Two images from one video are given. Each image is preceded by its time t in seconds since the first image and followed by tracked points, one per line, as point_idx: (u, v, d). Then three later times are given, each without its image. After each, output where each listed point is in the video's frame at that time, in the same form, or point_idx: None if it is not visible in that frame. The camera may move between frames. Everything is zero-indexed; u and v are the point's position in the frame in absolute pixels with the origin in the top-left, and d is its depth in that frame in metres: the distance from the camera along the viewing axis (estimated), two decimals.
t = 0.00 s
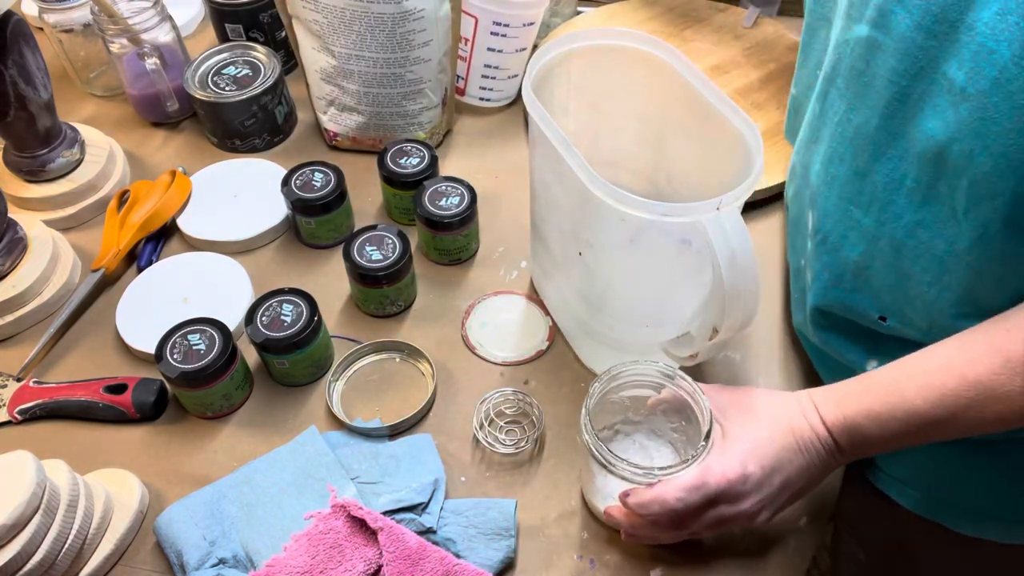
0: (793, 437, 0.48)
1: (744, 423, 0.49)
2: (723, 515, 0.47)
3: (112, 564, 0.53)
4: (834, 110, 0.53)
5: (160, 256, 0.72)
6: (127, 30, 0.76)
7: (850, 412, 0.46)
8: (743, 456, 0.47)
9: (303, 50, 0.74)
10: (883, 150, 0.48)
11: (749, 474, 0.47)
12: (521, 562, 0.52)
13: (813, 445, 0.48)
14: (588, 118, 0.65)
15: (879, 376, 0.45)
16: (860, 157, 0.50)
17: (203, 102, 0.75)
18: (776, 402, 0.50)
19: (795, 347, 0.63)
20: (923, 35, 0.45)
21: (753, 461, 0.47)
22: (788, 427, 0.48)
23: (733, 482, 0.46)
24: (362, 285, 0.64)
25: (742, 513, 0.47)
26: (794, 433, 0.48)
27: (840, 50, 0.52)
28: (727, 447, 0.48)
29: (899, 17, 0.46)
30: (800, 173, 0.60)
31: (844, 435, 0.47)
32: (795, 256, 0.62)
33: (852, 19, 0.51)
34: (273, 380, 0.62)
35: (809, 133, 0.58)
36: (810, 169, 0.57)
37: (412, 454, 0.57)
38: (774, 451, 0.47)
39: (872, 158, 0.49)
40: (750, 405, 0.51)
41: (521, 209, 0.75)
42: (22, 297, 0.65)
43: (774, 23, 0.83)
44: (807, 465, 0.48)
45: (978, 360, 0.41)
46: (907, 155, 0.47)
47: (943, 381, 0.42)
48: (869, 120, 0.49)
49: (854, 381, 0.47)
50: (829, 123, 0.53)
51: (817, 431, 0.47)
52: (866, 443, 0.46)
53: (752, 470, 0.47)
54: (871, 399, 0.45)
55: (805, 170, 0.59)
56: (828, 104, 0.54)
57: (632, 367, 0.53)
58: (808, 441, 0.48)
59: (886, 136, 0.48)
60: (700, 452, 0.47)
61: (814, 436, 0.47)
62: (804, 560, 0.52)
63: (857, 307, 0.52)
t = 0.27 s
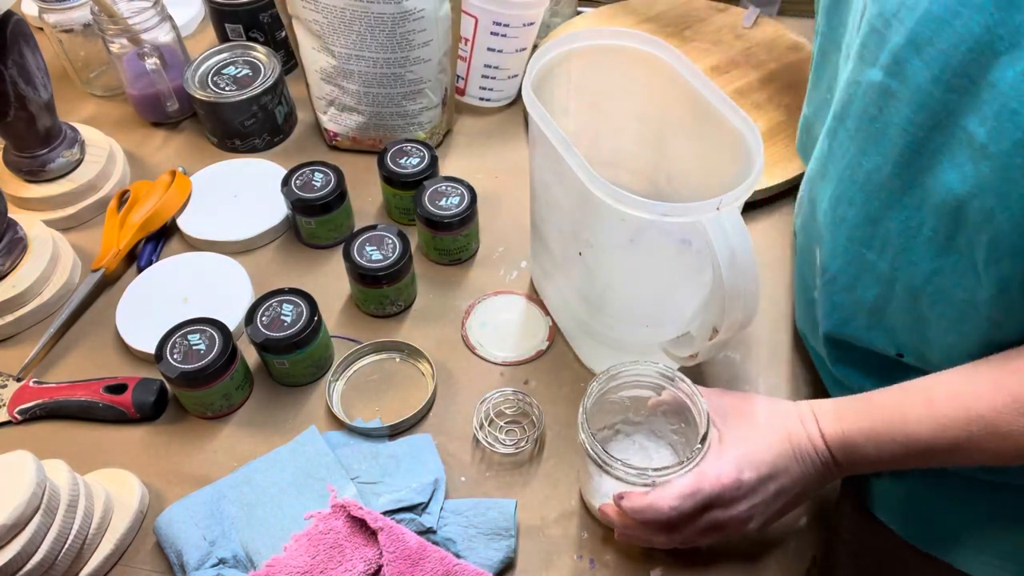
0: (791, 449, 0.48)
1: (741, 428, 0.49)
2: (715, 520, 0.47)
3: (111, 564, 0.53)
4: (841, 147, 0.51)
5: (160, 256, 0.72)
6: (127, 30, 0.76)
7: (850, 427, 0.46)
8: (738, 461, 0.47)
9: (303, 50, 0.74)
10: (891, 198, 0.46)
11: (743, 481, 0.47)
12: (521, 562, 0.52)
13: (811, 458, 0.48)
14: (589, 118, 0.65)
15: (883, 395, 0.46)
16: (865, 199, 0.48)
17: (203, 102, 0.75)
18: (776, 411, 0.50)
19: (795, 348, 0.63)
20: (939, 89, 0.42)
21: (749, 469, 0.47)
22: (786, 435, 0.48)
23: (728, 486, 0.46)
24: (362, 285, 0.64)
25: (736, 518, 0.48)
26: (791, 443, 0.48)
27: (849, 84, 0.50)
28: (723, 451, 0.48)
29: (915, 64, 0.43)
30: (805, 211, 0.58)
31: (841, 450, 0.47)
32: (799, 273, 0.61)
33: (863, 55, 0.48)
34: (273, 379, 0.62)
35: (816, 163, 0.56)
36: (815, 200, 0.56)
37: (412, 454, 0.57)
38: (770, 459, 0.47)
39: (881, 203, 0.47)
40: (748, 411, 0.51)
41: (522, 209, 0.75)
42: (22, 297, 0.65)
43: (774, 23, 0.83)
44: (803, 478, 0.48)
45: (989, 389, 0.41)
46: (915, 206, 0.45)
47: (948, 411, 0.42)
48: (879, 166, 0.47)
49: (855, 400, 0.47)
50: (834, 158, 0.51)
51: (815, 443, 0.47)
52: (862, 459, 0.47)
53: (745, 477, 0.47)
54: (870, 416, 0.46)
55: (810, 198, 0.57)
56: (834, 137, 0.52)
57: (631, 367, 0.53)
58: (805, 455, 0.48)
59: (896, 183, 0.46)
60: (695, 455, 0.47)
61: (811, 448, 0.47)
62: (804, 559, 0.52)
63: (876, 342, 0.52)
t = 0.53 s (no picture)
0: (775, 504, 0.47)
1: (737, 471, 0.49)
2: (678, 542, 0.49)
3: (111, 564, 0.53)
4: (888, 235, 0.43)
5: (160, 256, 0.72)
6: (127, 30, 0.76)
7: (843, 509, 0.45)
8: (716, 493, 0.48)
9: (303, 50, 0.74)
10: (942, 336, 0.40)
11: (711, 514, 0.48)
12: (521, 562, 0.52)
13: (795, 523, 0.47)
14: (589, 118, 0.65)
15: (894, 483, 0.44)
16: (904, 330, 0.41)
17: (203, 102, 0.75)
18: (781, 466, 0.50)
19: (795, 348, 0.63)
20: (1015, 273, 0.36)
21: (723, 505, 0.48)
22: (778, 492, 0.48)
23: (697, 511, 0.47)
24: (362, 285, 0.64)
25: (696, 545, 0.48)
26: (779, 503, 0.47)
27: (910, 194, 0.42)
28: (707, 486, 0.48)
29: (1007, 233, 0.36)
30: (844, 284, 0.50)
31: (829, 528, 0.45)
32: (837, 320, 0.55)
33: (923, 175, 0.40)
34: (273, 379, 0.62)
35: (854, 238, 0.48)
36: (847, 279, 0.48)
37: (412, 454, 0.57)
38: (750, 502, 0.48)
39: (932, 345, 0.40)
40: (750, 457, 0.50)
41: (522, 209, 0.75)
42: (22, 297, 0.65)
43: (774, 22, 0.83)
44: (783, 539, 0.47)
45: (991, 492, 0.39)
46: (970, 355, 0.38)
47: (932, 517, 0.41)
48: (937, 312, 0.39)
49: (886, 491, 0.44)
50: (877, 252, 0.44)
51: (805, 506, 0.47)
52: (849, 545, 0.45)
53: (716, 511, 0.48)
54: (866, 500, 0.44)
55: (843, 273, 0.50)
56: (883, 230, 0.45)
57: (630, 366, 0.53)
58: (791, 517, 0.47)
59: (965, 332, 0.39)
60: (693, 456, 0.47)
61: (798, 513, 0.47)
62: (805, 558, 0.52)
63: (920, 450, 0.45)
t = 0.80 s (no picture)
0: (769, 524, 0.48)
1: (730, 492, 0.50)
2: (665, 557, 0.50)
3: (111, 565, 0.53)
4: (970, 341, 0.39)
5: (160, 257, 0.72)
6: (127, 30, 0.76)
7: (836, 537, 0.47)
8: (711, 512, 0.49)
9: (303, 50, 0.74)
10: None
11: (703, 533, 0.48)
12: (521, 562, 0.53)
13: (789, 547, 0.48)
14: (588, 118, 0.65)
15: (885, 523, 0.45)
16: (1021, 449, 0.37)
17: (203, 102, 0.75)
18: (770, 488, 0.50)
19: (795, 348, 0.63)
20: None
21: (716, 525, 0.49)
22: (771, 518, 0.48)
23: (686, 526, 0.48)
24: (362, 285, 0.64)
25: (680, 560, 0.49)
26: (773, 527, 0.48)
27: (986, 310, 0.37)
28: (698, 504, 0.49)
29: None
30: (864, 362, 0.46)
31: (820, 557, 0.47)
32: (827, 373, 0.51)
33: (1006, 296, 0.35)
34: (273, 379, 0.62)
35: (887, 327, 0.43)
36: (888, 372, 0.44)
37: (411, 454, 0.57)
38: (744, 522, 0.49)
39: None
40: (742, 477, 0.51)
41: (522, 209, 0.75)
42: (22, 297, 0.65)
43: (774, 22, 0.83)
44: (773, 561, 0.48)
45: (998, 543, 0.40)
46: None
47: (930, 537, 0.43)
48: None
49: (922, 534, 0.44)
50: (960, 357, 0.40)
51: (798, 534, 0.48)
52: None
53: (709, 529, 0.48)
54: (859, 536, 0.46)
55: (869, 359, 0.45)
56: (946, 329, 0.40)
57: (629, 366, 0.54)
58: (785, 541, 0.48)
59: None
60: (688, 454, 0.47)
61: (792, 540, 0.48)
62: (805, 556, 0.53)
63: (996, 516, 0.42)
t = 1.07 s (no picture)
0: (751, 474, 0.41)
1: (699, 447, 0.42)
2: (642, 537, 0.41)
3: (111, 564, 0.53)
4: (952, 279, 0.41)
5: (160, 256, 0.72)
6: (127, 30, 0.76)
7: (826, 475, 0.41)
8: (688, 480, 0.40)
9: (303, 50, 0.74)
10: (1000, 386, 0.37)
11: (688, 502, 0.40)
12: (521, 562, 0.53)
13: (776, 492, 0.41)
14: (588, 118, 0.65)
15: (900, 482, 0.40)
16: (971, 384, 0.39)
17: (203, 102, 0.75)
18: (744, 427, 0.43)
19: (796, 348, 0.63)
20: None
21: (699, 492, 0.40)
22: (752, 461, 0.41)
23: (667, 501, 0.39)
24: (362, 285, 0.64)
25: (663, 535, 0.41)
26: (751, 469, 0.41)
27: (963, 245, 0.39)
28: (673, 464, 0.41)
29: None
30: (847, 312, 0.48)
31: (811, 495, 0.41)
32: (824, 330, 0.53)
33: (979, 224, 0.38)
34: (273, 380, 0.62)
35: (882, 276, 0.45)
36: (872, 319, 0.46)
37: (412, 454, 0.56)
38: (720, 480, 0.40)
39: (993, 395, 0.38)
40: (708, 415, 0.43)
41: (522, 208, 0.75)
42: (22, 297, 0.65)
43: (774, 22, 0.83)
44: (758, 510, 0.42)
45: (992, 478, 0.38)
46: None
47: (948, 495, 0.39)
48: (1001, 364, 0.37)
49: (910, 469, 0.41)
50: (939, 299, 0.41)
51: (780, 477, 0.41)
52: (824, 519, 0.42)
53: (693, 499, 0.40)
54: (847, 476, 0.41)
55: (858, 309, 0.47)
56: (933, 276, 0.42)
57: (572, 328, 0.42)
58: (770, 486, 0.41)
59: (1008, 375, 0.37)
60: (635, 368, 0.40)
61: (779, 483, 0.41)
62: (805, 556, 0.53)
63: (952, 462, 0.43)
